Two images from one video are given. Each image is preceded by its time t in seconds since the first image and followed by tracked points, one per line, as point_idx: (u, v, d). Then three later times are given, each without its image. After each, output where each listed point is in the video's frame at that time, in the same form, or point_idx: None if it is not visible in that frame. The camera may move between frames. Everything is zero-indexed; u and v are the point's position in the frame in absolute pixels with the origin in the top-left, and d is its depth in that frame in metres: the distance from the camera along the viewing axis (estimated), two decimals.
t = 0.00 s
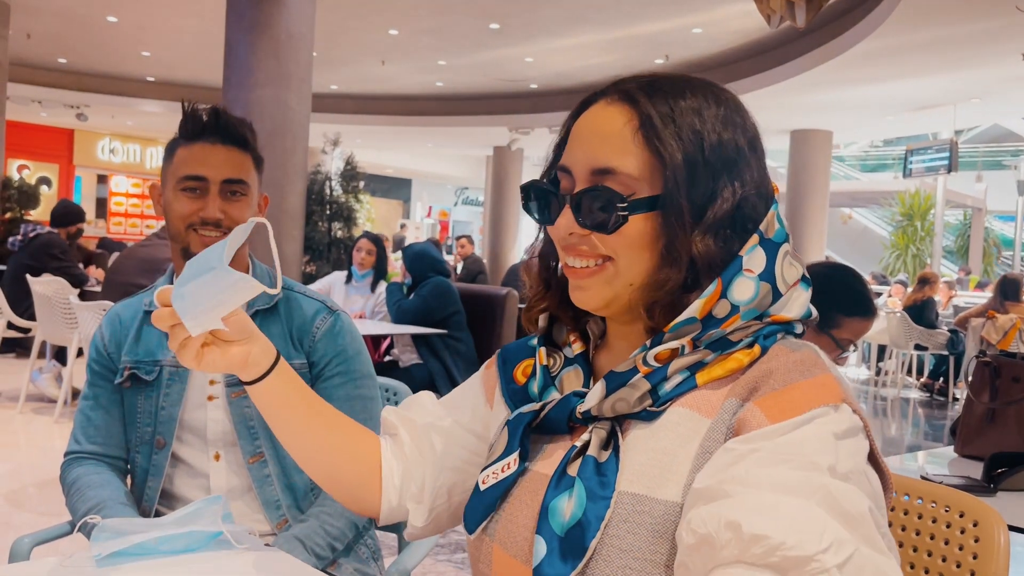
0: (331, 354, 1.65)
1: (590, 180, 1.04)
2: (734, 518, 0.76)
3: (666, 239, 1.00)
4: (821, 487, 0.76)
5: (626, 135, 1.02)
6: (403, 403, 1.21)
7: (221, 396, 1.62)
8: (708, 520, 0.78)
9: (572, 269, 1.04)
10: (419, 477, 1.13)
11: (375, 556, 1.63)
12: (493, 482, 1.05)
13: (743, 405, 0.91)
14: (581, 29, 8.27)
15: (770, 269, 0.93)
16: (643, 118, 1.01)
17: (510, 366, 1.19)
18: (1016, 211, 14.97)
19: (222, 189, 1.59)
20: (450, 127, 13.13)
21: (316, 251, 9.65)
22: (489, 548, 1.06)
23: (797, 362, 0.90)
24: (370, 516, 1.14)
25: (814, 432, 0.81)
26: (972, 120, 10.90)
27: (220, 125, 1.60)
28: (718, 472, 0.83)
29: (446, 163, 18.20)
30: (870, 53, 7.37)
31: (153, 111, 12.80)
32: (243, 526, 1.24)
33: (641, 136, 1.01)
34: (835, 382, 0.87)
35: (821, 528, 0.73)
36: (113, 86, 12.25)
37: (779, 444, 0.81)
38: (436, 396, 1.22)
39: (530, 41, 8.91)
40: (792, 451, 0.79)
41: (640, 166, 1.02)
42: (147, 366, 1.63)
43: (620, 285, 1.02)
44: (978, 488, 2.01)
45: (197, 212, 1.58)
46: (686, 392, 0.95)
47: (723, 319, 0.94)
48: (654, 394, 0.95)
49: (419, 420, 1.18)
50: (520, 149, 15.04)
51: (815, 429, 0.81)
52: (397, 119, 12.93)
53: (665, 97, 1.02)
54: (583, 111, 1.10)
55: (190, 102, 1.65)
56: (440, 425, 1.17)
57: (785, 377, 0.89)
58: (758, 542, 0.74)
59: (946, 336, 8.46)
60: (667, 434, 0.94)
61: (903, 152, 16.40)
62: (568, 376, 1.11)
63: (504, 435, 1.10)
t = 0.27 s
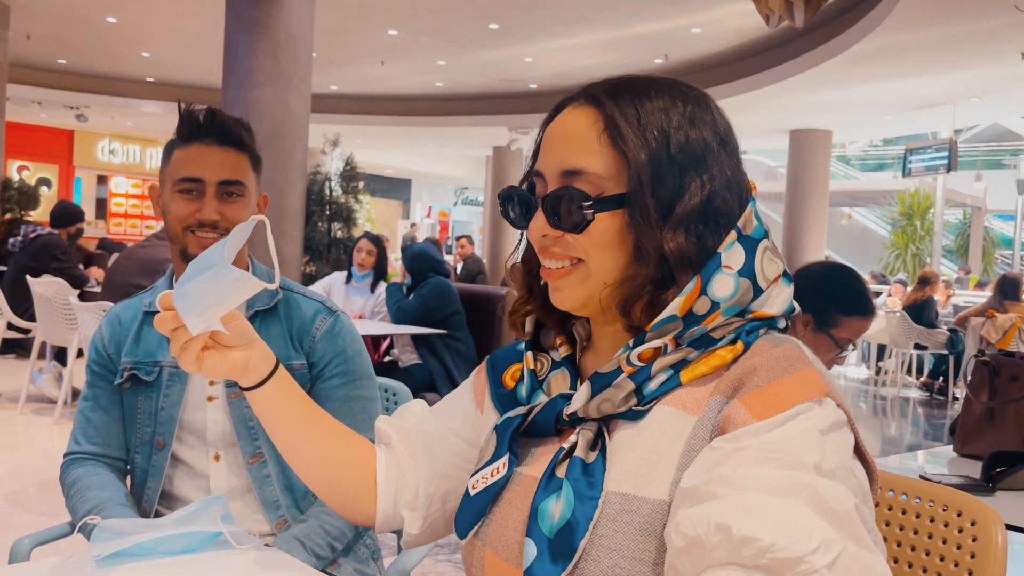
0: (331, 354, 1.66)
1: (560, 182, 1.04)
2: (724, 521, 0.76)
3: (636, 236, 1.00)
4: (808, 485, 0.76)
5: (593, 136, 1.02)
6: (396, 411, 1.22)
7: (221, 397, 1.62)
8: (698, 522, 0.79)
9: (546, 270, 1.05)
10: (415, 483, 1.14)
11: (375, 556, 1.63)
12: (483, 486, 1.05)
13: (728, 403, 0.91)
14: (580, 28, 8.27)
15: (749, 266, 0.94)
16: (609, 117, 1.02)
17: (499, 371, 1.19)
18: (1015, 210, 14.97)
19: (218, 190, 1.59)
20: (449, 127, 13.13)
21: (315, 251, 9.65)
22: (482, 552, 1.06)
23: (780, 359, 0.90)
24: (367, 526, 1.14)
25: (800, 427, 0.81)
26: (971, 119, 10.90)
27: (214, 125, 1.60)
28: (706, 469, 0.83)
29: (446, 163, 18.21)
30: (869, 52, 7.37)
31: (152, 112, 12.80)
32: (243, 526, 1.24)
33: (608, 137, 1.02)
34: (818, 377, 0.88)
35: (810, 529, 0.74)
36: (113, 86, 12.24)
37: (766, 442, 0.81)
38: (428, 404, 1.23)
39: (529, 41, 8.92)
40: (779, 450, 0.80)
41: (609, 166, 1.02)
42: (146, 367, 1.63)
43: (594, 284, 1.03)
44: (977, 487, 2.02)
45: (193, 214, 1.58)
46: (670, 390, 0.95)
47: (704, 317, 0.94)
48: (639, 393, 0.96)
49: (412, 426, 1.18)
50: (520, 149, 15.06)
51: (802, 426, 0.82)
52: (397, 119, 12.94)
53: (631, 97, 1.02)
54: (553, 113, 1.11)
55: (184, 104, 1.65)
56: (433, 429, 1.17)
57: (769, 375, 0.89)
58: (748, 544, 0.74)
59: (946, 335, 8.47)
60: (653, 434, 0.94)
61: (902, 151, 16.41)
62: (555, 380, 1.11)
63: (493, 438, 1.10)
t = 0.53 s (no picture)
0: (331, 353, 1.66)
1: (556, 178, 1.04)
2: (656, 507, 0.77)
3: (630, 233, 1.00)
4: (748, 474, 0.76)
5: (591, 133, 1.02)
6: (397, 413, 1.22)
7: (223, 396, 1.62)
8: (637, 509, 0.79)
9: (542, 268, 1.05)
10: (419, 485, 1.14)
11: (376, 556, 1.63)
12: (477, 487, 1.05)
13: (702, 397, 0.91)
14: (580, 28, 8.27)
15: (738, 266, 0.93)
16: (607, 116, 1.01)
17: (497, 372, 1.19)
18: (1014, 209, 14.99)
19: (216, 188, 1.59)
20: (449, 127, 13.14)
21: (315, 251, 9.65)
22: (478, 553, 1.07)
23: (759, 353, 0.89)
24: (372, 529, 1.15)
25: (750, 419, 0.81)
26: (970, 119, 10.91)
27: (213, 123, 1.60)
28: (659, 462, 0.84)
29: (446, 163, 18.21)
30: (869, 52, 7.37)
31: (152, 112, 12.79)
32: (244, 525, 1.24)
33: (606, 135, 1.02)
34: (793, 371, 0.86)
35: (737, 520, 0.73)
36: (112, 86, 12.24)
37: (718, 434, 0.81)
38: (431, 406, 1.23)
39: (529, 41, 8.92)
40: (729, 441, 0.80)
41: (607, 165, 1.02)
42: (149, 366, 1.63)
43: (588, 281, 1.02)
44: (979, 486, 2.02)
45: (190, 213, 1.58)
46: (655, 387, 0.95)
47: (690, 316, 0.94)
48: (625, 392, 0.96)
49: (412, 428, 1.18)
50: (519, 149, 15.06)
51: (757, 418, 0.81)
52: (397, 119, 12.93)
53: (631, 95, 1.02)
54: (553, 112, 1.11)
55: (185, 102, 1.65)
56: (433, 431, 1.17)
57: (744, 367, 0.88)
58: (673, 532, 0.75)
59: (945, 334, 8.48)
60: (642, 431, 0.94)
61: (901, 150, 16.42)
62: (549, 381, 1.11)
63: (487, 439, 1.10)
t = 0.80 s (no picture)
0: (335, 350, 1.66)
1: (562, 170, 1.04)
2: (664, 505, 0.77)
3: (634, 227, 1.01)
4: (755, 470, 0.76)
5: (597, 126, 1.02)
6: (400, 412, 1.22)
7: (227, 394, 1.62)
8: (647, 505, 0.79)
9: (544, 259, 1.05)
10: (422, 482, 1.15)
11: (379, 553, 1.63)
12: (478, 483, 1.05)
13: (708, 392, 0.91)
14: (579, 28, 8.27)
15: (740, 260, 0.93)
16: (614, 109, 1.02)
17: (497, 368, 1.20)
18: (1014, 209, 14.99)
19: (213, 185, 1.59)
20: (448, 128, 13.14)
21: (315, 251, 9.64)
22: (480, 547, 1.06)
23: (762, 348, 0.89)
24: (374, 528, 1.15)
25: (755, 413, 0.81)
26: (969, 118, 10.91)
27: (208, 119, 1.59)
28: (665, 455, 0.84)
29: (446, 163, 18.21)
30: (868, 51, 7.37)
31: (151, 113, 12.80)
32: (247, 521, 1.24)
33: (612, 127, 1.02)
34: (796, 364, 0.87)
35: (752, 516, 0.73)
36: (112, 87, 12.24)
37: (725, 429, 0.81)
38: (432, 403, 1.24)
39: (529, 41, 8.92)
40: (736, 434, 0.80)
41: (612, 158, 1.02)
42: (152, 364, 1.63)
43: (590, 273, 1.03)
44: (981, 483, 2.02)
45: (188, 211, 1.58)
46: (656, 381, 0.95)
47: (692, 309, 0.94)
48: (628, 384, 0.96)
49: (414, 425, 1.19)
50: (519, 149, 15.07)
51: (762, 412, 0.81)
52: (396, 119, 12.94)
53: (638, 89, 1.02)
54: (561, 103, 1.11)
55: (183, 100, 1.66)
56: (435, 428, 1.17)
57: (747, 362, 0.88)
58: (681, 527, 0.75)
59: (945, 333, 8.49)
60: (641, 425, 0.94)
61: (900, 150, 16.43)
62: (550, 376, 1.11)
63: (488, 436, 1.10)
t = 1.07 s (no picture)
0: (334, 354, 1.65)
1: (586, 168, 1.01)
2: (743, 558, 0.74)
3: (659, 230, 0.99)
4: (837, 526, 0.75)
5: (623, 123, 1.00)
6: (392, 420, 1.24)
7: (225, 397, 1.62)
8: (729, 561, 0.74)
9: (561, 256, 1.01)
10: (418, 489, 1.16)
11: (376, 555, 1.63)
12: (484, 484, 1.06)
13: (740, 402, 0.88)
14: (577, 28, 8.26)
15: (752, 267, 0.94)
16: (642, 109, 1.00)
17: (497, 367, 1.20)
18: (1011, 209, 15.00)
19: (181, 189, 1.59)
20: (446, 129, 13.13)
21: (313, 252, 9.64)
22: (481, 552, 1.06)
23: (789, 360, 0.88)
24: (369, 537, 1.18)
25: (821, 445, 0.79)
26: (967, 118, 10.92)
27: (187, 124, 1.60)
28: (727, 485, 0.79)
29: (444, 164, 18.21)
30: (865, 52, 7.38)
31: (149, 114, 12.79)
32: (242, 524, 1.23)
33: (638, 126, 1.00)
34: (827, 376, 0.86)
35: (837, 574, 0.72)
36: (109, 88, 12.23)
37: (792, 463, 0.78)
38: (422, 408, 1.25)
39: (526, 42, 8.92)
40: (807, 473, 0.77)
41: (636, 157, 1.00)
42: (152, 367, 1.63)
43: (609, 274, 1.00)
44: (978, 484, 2.02)
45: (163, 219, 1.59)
46: (673, 387, 0.94)
47: (707, 314, 0.94)
48: (641, 390, 0.95)
49: (409, 432, 1.19)
50: (517, 150, 15.07)
51: (821, 443, 0.79)
52: (394, 120, 12.94)
53: (662, 92, 1.02)
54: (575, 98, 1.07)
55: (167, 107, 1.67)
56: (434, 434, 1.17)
57: (783, 379, 0.86)
58: None
59: (943, 334, 8.49)
60: (658, 428, 0.93)
61: (898, 151, 16.44)
62: (551, 380, 1.11)
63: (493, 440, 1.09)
